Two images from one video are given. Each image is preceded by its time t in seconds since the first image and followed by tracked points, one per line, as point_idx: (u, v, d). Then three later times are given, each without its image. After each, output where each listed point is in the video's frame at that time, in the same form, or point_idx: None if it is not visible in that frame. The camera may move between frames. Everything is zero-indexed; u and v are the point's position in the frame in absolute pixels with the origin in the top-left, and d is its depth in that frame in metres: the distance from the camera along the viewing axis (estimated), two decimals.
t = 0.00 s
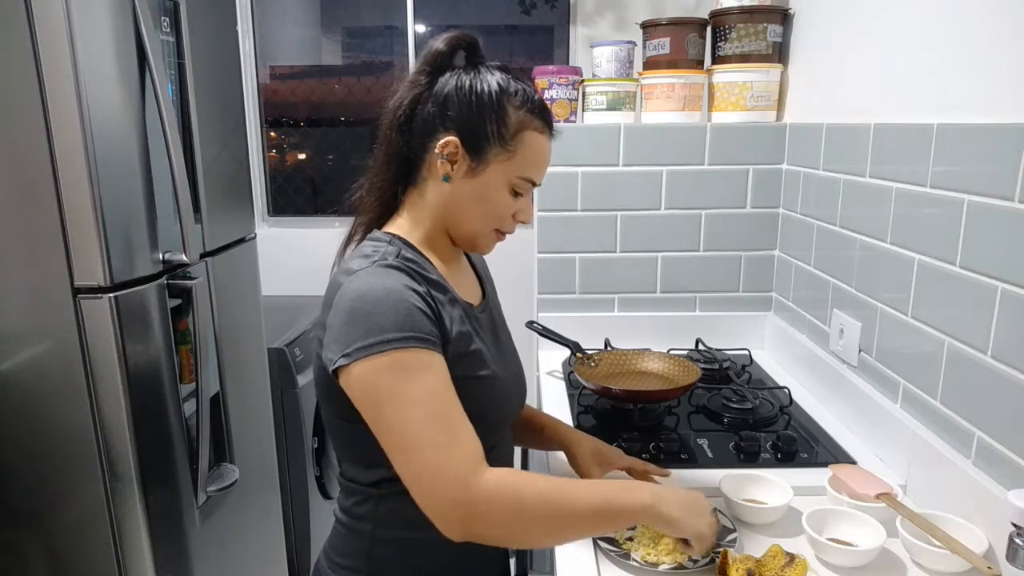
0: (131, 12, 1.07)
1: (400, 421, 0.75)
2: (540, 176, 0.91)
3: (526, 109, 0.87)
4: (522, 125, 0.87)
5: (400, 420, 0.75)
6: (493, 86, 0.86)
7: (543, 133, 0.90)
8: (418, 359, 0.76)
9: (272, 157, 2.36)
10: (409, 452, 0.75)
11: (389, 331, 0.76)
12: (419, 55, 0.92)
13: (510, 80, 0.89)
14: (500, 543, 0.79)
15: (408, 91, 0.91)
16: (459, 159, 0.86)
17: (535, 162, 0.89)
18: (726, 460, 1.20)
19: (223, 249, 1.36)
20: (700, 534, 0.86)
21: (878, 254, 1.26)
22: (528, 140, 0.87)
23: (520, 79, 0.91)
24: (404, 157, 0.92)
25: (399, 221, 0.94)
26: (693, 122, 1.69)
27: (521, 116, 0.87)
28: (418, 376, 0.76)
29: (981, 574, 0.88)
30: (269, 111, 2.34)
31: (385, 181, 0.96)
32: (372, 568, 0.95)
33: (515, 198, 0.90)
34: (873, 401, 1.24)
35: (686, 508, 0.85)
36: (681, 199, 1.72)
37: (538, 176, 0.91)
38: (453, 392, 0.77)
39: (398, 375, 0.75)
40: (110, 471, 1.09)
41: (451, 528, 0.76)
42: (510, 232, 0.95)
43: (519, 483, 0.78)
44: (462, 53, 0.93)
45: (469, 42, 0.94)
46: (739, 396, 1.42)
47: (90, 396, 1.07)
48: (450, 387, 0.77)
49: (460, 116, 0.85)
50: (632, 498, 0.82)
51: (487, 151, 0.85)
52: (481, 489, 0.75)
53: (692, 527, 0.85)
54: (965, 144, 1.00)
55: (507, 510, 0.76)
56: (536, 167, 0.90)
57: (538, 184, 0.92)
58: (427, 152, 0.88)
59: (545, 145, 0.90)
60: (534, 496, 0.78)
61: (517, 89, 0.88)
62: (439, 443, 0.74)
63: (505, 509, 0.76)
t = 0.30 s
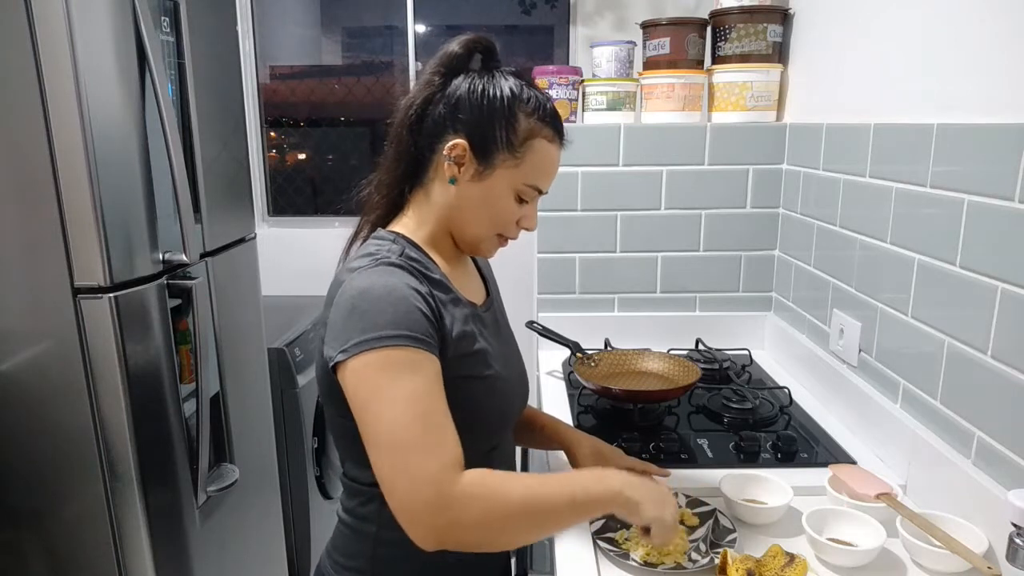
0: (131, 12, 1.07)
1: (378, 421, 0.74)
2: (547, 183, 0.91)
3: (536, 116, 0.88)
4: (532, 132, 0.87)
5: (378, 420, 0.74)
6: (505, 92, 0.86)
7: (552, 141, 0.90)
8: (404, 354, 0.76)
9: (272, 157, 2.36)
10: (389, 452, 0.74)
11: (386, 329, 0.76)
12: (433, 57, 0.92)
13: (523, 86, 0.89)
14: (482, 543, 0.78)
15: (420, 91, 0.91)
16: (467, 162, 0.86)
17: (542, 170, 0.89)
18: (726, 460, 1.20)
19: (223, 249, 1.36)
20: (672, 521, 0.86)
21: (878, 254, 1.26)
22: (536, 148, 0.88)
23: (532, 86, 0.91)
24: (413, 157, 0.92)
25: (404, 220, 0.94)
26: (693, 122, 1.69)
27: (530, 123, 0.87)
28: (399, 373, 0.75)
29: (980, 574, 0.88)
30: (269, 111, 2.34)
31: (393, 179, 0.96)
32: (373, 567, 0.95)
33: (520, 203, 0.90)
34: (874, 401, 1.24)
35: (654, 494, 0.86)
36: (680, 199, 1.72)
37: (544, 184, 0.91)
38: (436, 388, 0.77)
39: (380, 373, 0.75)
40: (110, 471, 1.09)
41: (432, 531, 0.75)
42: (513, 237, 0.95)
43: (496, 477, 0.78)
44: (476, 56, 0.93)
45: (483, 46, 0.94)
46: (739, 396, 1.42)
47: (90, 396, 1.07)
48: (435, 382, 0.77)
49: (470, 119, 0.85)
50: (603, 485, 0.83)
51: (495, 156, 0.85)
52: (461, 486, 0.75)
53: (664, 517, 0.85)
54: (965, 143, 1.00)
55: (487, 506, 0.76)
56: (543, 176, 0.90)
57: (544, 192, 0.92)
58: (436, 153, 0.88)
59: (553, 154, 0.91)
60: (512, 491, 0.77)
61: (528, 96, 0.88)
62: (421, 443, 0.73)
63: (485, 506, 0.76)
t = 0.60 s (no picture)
0: (130, 12, 1.07)
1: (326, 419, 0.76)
2: (549, 184, 0.91)
3: (539, 116, 0.88)
4: (535, 132, 0.87)
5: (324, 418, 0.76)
6: (509, 93, 0.86)
7: (555, 142, 0.90)
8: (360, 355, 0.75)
9: (272, 157, 2.36)
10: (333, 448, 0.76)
11: (363, 324, 0.76)
12: (438, 57, 0.92)
13: (527, 88, 0.89)
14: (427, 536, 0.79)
15: (424, 90, 0.91)
16: (469, 160, 0.86)
17: (545, 170, 0.89)
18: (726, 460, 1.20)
19: (223, 249, 1.36)
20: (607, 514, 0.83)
21: (878, 254, 1.26)
22: (539, 148, 0.88)
23: (537, 87, 0.92)
24: (415, 155, 0.92)
25: (407, 217, 0.94)
26: (693, 122, 1.69)
27: (533, 124, 0.87)
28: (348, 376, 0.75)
29: (980, 574, 0.88)
30: (269, 111, 2.34)
31: (395, 176, 0.96)
32: (373, 568, 0.95)
33: (522, 203, 0.90)
34: (873, 400, 1.24)
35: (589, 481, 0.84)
36: (680, 199, 1.72)
37: (546, 184, 0.91)
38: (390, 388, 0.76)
39: (330, 372, 0.76)
40: (110, 470, 1.09)
41: (375, 526, 0.77)
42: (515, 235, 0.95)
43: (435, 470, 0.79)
44: (480, 57, 0.93)
45: (488, 48, 0.94)
46: (739, 396, 1.42)
47: (90, 396, 1.07)
48: (388, 382, 0.76)
49: (473, 118, 0.85)
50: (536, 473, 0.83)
51: (498, 154, 0.85)
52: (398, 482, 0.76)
53: (594, 504, 0.83)
54: (964, 144, 1.00)
55: (426, 500, 0.77)
56: (546, 176, 0.90)
57: (546, 192, 0.92)
58: (439, 151, 0.88)
59: (555, 154, 0.91)
60: (450, 483, 0.79)
61: (532, 97, 0.88)
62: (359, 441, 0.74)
63: (420, 502, 0.77)
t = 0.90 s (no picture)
0: (130, 12, 1.07)
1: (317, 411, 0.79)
2: (550, 186, 0.92)
3: (541, 119, 0.88)
4: (537, 134, 0.87)
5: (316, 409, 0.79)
6: (511, 95, 0.86)
7: (556, 144, 0.90)
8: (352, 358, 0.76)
9: (272, 157, 2.36)
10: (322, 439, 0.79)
11: (354, 325, 0.77)
12: (440, 59, 0.93)
13: (529, 91, 0.89)
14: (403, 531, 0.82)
15: (426, 92, 0.91)
16: (472, 162, 0.86)
17: (546, 172, 0.90)
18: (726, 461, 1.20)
19: (223, 249, 1.36)
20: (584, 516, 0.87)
21: (878, 254, 1.26)
22: (540, 149, 0.88)
23: (538, 91, 0.92)
24: (416, 156, 0.92)
25: (407, 218, 0.94)
26: (693, 122, 1.69)
27: (535, 126, 0.87)
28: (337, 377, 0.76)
29: (980, 574, 0.88)
30: (269, 111, 2.34)
31: (396, 177, 0.96)
32: (372, 566, 0.95)
33: (523, 204, 0.90)
34: (873, 401, 1.24)
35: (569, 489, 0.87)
36: (681, 199, 1.72)
37: (547, 186, 0.91)
38: (379, 398, 0.77)
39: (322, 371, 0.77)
40: (110, 470, 1.09)
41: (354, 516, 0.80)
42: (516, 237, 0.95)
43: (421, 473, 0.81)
44: (481, 60, 0.93)
45: (489, 51, 0.94)
46: (739, 396, 1.42)
47: (90, 396, 1.07)
48: (378, 392, 0.77)
49: (476, 120, 0.85)
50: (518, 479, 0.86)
51: (500, 156, 0.86)
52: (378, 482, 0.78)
53: (573, 511, 0.86)
54: (964, 143, 1.00)
55: (404, 501, 0.80)
56: (547, 177, 0.90)
57: (547, 194, 0.92)
58: (441, 153, 0.88)
59: (557, 156, 0.91)
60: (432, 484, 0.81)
61: (534, 100, 0.88)
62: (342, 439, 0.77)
63: (408, 501, 0.80)
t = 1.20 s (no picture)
0: (130, 12, 1.07)
1: (323, 411, 0.78)
2: (549, 186, 0.92)
3: (540, 119, 0.88)
4: (536, 134, 0.87)
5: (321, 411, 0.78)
6: (511, 96, 0.86)
7: (555, 144, 0.91)
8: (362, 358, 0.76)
9: (272, 157, 2.36)
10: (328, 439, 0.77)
11: (355, 325, 0.77)
12: (438, 61, 0.93)
13: (528, 92, 0.89)
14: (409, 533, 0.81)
15: (426, 94, 0.91)
16: (472, 163, 0.86)
17: (546, 172, 0.90)
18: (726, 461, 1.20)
19: (224, 249, 1.36)
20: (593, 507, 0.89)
21: (878, 254, 1.26)
22: (540, 149, 0.88)
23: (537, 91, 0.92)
24: (416, 158, 0.92)
25: (406, 219, 0.94)
26: (693, 123, 1.69)
27: (535, 126, 0.88)
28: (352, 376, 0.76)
29: (980, 574, 0.88)
30: (269, 111, 2.34)
31: (395, 179, 0.96)
32: (372, 565, 0.95)
33: (523, 204, 0.90)
34: (873, 401, 1.24)
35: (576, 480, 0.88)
36: (681, 199, 1.72)
37: (547, 186, 0.91)
38: (386, 391, 0.77)
39: (335, 369, 0.76)
40: (110, 470, 1.09)
41: (360, 518, 0.78)
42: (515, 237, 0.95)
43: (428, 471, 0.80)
44: (479, 62, 0.93)
45: (487, 52, 0.94)
46: (739, 396, 1.42)
47: (90, 396, 1.07)
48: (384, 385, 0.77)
49: (476, 121, 0.85)
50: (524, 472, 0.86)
51: (501, 157, 0.86)
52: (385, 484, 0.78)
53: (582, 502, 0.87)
54: (964, 144, 1.00)
55: (412, 500, 0.79)
56: (547, 177, 0.90)
57: (546, 194, 0.92)
58: (441, 154, 0.88)
59: (556, 157, 0.91)
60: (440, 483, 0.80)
61: (533, 100, 0.89)
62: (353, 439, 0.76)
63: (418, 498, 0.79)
